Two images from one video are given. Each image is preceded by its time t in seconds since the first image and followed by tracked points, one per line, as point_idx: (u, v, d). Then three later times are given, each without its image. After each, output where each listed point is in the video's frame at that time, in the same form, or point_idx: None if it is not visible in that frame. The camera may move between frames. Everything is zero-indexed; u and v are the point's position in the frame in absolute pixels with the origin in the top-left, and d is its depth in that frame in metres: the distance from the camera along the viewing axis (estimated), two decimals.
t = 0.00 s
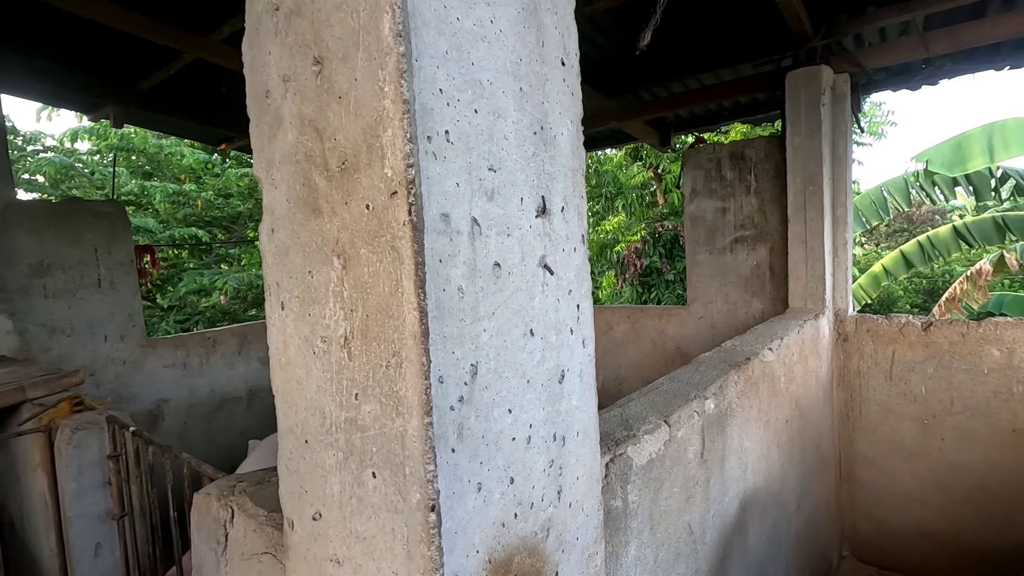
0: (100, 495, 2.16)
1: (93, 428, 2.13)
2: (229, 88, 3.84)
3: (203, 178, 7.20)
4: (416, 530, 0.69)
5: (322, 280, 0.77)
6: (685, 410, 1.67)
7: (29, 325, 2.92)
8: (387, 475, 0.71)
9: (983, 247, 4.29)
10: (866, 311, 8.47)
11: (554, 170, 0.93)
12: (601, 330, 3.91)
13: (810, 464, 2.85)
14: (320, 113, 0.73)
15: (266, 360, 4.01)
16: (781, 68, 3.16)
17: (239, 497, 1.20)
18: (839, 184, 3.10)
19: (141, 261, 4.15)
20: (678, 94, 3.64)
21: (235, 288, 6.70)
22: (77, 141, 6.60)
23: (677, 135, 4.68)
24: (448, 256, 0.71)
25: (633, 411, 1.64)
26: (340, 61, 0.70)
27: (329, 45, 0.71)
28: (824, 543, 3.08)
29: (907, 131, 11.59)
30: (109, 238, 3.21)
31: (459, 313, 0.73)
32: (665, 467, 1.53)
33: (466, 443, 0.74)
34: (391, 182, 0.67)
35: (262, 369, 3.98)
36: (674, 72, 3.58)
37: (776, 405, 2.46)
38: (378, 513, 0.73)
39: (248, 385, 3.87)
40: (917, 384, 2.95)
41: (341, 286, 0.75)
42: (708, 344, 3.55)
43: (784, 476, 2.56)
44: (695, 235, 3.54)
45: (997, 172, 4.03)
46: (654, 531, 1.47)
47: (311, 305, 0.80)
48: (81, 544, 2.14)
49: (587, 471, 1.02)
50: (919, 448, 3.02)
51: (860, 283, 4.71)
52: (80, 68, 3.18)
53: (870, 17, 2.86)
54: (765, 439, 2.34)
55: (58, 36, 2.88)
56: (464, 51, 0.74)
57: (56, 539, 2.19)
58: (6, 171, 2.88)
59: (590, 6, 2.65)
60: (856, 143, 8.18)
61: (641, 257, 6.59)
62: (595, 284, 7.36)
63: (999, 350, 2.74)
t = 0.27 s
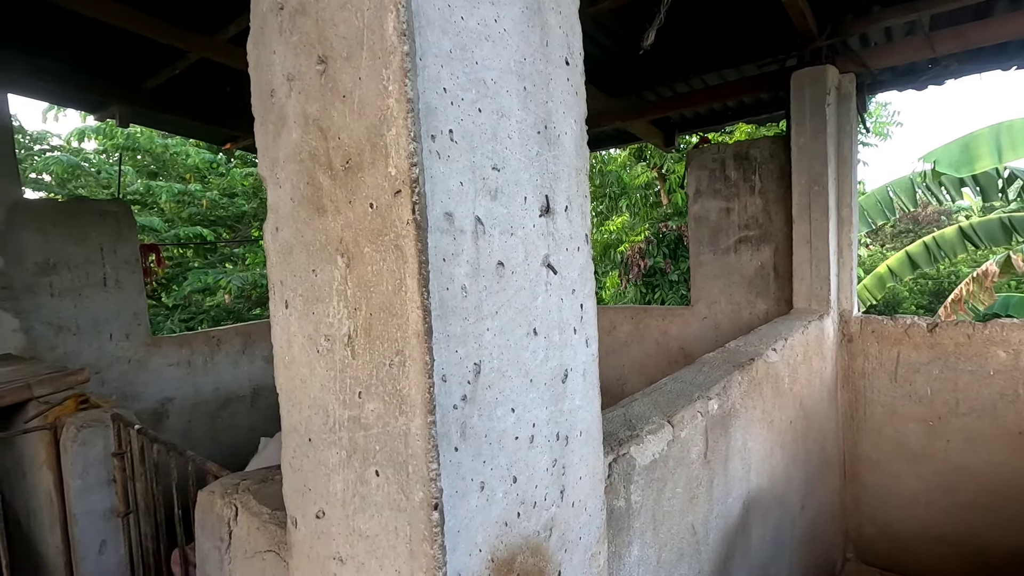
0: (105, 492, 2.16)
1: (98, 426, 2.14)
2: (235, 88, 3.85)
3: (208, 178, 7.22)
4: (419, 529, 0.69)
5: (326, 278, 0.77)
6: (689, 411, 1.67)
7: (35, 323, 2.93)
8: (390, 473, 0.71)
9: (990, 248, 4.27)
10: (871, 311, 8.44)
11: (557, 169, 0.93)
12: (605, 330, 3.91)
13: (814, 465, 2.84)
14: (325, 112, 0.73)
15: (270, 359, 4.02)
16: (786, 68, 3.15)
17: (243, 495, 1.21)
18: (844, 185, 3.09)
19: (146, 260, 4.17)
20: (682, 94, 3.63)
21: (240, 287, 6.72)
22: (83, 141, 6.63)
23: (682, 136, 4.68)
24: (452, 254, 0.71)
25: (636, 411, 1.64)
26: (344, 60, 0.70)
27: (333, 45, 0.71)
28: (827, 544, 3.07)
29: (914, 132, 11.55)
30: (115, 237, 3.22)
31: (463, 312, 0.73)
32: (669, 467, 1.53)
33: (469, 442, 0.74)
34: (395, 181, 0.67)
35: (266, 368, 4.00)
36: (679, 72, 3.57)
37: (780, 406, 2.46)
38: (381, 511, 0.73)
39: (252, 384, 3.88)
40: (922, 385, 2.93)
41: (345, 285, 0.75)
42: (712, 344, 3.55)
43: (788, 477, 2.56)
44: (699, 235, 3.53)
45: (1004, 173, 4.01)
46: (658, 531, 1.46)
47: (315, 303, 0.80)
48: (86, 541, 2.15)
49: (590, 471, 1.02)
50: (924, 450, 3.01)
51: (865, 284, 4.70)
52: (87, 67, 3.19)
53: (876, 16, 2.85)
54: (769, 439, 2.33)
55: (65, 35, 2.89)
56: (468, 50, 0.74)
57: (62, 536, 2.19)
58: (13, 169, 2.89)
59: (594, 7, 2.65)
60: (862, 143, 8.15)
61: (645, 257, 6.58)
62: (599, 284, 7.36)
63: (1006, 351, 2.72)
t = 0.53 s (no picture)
0: (119, 488, 2.17)
1: (113, 422, 2.15)
2: (245, 88, 3.87)
3: (217, 177, 7.26)
4: (441, 526, 0.69)
5: (346, 275, 0.77)
6: (702, 410, 1.66)
7: (48, 321, 2.95)
8: (411, 470, 0.72)
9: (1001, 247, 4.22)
10: (881, 311, 8.39)
11: (575, 166, 0.92)
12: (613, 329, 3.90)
13: (825, 465, 2.83)
14: (345, 109, 0.73)
15: (279, 357, 4.04)
16: (797, 66, 3.14)
17: (258, 492, 1.21)
18: (856, 183, 3.07)
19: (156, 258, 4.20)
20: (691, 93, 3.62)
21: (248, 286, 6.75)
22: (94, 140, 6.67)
23: (690, 134, 4.66)
24: (473, 252, 0.71)
25: (649, 410, 1.63)
26: (365, 57, 0.70)
27: (354, 42, 0.71)
28: (838, 544, 3.05)
29: (924, 130, 11.47)
30: (126, 235, 3.24)
31: (484, 310, 0.73)
32: (682, 466, 1.53)
33: (490, 440, 0.74)
34: (417, 178, 0.67)
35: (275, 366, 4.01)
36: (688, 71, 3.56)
37: (791, 405, 2.45)
38: (402, 509, 0.73)
39: (261, 382, 3.90)
40: (935, 385, 2.91)
41: (365, 282, 0.75)
42: (721, 344, 3.54)
43: (799, 477, 2.54)
44: (708, 234, 3.52)
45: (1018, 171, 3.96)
46: (671, 531, 1.46)
47: (334, 301, 0.80)
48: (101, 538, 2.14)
49: (606, 470, 1.02)
50: (936, 451, 2.99)
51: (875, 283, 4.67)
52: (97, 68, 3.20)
53: (888, 14, 2.83)
54: (781, 439, 2.32)
55: (76, 34, 2.91)
56: (488, 47, 0.74)
57: (76, 534, 2.19)
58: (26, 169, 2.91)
59: (604, 5, 2.64)
60: (871, 142, 8.11)
61: (652, 256, 6.56)
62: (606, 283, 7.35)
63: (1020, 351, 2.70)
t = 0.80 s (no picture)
0: (135, 488, 2.24)
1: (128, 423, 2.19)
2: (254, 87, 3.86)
3: (226, 176, 7.27)
4: (482, 532, 0.68)
5: (381, 276, 0.76)
6: (725, 411, 1.64)
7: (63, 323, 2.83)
8: (450, 475, 0.70)
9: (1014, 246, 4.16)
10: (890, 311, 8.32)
11: (610, 164, 0.91)
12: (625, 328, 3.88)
13: (842, 466, 2.80)
14: (381, 106, 0.72)
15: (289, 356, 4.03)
16: (812, 63, 3.10)
17: (282, 493, 1.20)
18: (872, 182, 3.04)
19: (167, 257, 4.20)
20: (704, 90, 3.59)
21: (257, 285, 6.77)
22: (104, 140, 6.70)
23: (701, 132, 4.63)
24: (513, 252, 0.70)
25: (672, 411, 1.61)
26: (404, 52, 0.68)
27: (392, 37, 0.69)
28: (854, 546, 3.02)
29: (934, 128, 11.37)
30: (139, 234, 3.14)
31: (524, 311, 0.71)
32: (707, 468, 1.51)
33: (530, 444, 0.72)
34: (459, 177, 0.65)
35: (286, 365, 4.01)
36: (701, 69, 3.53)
37: (810, 406, 2.42)
38: (440, 514, 0.72)
39: (272, 381, 3.89)
40: (953, 386, 2.88)
41: (401, 283, 0.73)
42: (735, 343, 3.51)
43: (817, 479, 2.51)
44: (721, 233, 3.49)
45: None
46: (696, 533, 1.45)
47: (368, 301, 0.79)
48: (118, 536, 2.23)
49: (639, 473, 1.00)
50: (954, 452, 2.95)
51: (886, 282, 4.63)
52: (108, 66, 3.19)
53: (906, 9, 2.79)
54: (799, 440, 2.30)
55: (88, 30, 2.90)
56: (528, 42, 0.72)
57: (95, 532, 2.24)
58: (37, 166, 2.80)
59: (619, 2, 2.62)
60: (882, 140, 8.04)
61: (661, 255, 6.53)
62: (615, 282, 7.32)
63: None
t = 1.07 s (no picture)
0: (145, 490, 2.21)
1: (137, 425, 2.17)
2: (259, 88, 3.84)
3: (228, 176, 7.26)
4: (522, 544, 0.67)
5: (414, 280, 0.74)
6: (744, 415, 1.63)
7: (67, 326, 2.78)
8: (488, 484, 0.69)
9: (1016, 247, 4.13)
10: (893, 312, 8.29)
11: (642, 166, 0.89)
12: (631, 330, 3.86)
13: (852, 469, 2.78)
14: (418, 106, 0.70)
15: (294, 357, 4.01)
16: (821, 63, 3.08)
17: (301, 499, 1.18)
18: (882, 183, 3.02)
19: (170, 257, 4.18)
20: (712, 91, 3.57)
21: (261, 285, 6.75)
22: (105, 139, 6.68)
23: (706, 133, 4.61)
24: (553, 256, 0.68)
25: (692, 415, 1.60)
26: (443, 51, 0.66)
27: (430, 35, 0.67)
28: (863, 549, 3.00)
29: (935, 129, 11.35)
30: (143, 235, 3.07)
31: (563, 316, 0.70)
32: (727, 473, 1.49)
33: (568, 452, 0.71)
34: (501, 179, 0.64)
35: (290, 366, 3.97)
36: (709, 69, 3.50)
37: (822, 409, 2.40)
38: (477, 524, 0.70)
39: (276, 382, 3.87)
40: (964, 389, 2.86)
41: (436, 287, 0.72)
42: (742, 345, 3.49)
43: (829, 482, 2.49)
44: (729, 234, 3.47)
45: None
46: (717, 539, 1.43)
47: (400, 305, 0.77)
48: (127, 539, 2.21)
49: (669, 480, 0.98)
50: (963, 454, 2.93)
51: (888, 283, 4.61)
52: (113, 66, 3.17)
53: (917, 9, 2.78)
54: (812, 444, 2.28)
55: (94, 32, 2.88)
56: (567, 41, 0.71)
57: (102, 532, 2.26)
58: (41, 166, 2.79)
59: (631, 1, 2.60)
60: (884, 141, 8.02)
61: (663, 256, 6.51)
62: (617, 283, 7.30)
63: None
